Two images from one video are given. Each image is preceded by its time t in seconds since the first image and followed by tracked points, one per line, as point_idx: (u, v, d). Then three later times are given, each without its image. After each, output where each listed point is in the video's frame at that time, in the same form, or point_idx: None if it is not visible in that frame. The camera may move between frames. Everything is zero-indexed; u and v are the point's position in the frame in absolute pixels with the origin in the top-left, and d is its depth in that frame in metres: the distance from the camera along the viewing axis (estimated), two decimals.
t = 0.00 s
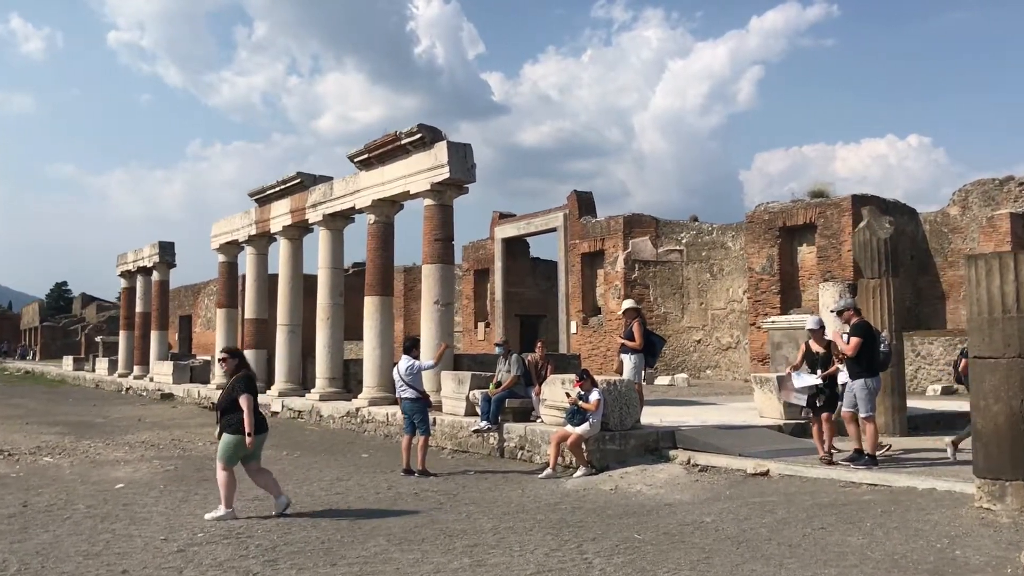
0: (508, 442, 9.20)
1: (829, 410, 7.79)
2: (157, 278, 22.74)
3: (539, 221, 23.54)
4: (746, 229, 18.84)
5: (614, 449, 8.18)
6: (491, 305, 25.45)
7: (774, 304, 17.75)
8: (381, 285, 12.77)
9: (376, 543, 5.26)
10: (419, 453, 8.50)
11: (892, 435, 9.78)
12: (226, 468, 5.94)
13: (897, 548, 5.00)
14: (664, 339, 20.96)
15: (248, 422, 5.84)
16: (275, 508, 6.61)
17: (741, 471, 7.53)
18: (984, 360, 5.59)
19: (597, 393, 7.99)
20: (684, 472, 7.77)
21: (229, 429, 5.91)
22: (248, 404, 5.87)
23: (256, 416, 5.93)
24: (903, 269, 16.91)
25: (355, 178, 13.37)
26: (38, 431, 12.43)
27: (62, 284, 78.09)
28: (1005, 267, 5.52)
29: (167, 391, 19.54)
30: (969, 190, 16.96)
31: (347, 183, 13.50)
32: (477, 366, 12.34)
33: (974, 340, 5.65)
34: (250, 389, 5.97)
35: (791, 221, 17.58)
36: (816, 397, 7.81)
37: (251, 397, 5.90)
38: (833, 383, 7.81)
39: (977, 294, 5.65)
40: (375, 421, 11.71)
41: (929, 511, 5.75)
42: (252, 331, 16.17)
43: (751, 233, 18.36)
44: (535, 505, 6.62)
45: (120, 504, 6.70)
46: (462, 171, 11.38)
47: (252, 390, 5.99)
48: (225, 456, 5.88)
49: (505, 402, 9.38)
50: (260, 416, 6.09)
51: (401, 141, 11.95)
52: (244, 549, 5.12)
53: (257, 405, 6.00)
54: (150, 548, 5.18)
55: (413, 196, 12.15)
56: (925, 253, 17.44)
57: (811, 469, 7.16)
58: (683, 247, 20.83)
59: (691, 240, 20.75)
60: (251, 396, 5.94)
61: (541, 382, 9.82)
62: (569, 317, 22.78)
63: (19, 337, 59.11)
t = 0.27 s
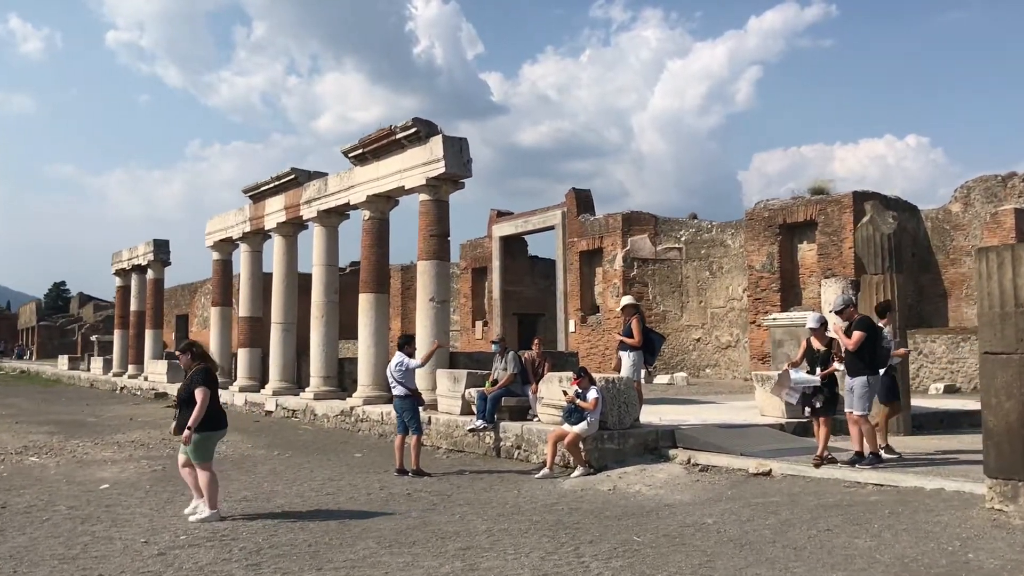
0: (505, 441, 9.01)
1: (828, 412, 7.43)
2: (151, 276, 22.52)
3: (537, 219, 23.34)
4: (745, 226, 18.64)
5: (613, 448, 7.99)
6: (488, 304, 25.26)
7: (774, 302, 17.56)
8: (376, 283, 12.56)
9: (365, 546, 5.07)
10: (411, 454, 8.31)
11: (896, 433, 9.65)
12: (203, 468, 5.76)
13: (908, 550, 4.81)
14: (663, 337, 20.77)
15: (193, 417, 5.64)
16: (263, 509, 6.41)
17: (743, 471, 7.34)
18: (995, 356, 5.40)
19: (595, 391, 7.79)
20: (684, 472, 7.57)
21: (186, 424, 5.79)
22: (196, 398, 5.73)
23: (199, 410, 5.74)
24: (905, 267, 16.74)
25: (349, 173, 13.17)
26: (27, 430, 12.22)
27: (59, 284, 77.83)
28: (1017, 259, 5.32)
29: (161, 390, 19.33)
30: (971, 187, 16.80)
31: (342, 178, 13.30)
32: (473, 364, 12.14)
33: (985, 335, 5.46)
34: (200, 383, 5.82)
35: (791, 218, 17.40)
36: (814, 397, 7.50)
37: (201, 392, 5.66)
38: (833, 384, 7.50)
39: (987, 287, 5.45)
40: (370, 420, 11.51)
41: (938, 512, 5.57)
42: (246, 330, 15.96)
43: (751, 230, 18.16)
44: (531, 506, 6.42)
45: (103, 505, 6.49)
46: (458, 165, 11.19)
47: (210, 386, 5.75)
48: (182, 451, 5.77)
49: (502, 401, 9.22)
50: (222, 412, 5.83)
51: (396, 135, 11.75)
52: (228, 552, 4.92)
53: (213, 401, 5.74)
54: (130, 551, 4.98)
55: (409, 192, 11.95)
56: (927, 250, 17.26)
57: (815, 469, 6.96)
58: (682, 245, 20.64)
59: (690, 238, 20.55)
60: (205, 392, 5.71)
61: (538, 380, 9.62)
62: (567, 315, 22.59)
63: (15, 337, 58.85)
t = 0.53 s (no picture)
0: (500, 446, 8.79)
1: (829, 418, 7.16)
2: (145, 276, 22.28)
3: (534, 219, 23.12)
4: (745, 226, 18.43)
5: (611, 454, 7.78)
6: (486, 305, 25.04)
7: (774, 303, 17.35)
8: (370, 284, 12.34)
9: (352, 560, 4.85)
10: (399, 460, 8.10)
11: (905, 438, 9.41)
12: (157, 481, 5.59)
13: (920, 565, 4.59)
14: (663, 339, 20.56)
15: (127, 427, 5.47)
16: (248, 519, 6.18)
17: (745, 479, 7.12)
18: (1008, 362, 5.19)
19: (592, 396, 7.57)
20: (685, 480, 7.36)
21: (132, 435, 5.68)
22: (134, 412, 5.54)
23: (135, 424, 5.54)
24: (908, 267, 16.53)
25: (343, 173, 12.95)
26: (15, 434, 11.99)
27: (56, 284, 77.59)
28: None
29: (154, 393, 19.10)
30: (974, 186, 16.60)
31: (336, 178, 13.08)
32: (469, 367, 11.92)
33: (998, 340, 5.25)
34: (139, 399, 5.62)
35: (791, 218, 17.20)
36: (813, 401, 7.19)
37: (140, 403, 5.50)
38: (834, 389, 7.17)
39: (999, 290, 5.24)
40: (364, 423, 11.30)
41: (949, 523, 5.35)
42: (239, 331, 15.74)
43: (751, 230, 17.95)
44: (525, 516, 6.20)
45: (82, 515, 6.27)
46: (453, 164, 10.97)
47: (154, 397, 5.60)
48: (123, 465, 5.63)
49: (497, 406, 9.01)
50: (168, 423, 5.68)
51: (390, 133, 11.54)
52: (207, 567, 4.70)
53: (155, 412, 5.56)
54: (104, 566, 4.75)
55: (403, 191, 11.73)
56: (930, 250, 17.06)
57: (820, 477, 6.75)
58: (682, 245, 20.43)
59: (689, 238, 20.34)
60: (146, 403, 5.54)
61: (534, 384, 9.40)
62: (565, 316, 22.37)
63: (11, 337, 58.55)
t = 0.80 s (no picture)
0: (501, 445, 8.61)
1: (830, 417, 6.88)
2: (142, 275, 22.11)
3: (534, 217, 22.93)
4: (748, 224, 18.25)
5: (614, 453, 7.60)
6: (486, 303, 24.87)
7: (777, 301, 17.17)
8: (369, 281, 12.16)
9: (347, 562, 4.67)
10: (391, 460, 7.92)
11: (911, 438, 9.19)
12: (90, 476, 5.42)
13: (938, 567, 4.41)
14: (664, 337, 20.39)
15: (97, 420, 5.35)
16: (240, 519, 6.00)
17: (751, 478, 6.95)
18: None
19: (595, 393, 7.39)
20: (690, 479, 7.19)
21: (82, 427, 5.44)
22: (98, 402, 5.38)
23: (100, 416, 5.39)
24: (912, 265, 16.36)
25: (341, 168, 12.77)
26: (8, 432, 11.82)
27: (55, 284, 77.43)
28: None
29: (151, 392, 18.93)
30: (979, 183, 16.40)
31: (334, 173, 12.90)
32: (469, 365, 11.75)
33: (1016, 335, 5.07)
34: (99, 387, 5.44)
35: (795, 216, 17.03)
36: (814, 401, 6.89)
37: (101, 393, 5.34)
38: (836, 388, 6.88)
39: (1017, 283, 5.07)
40: (362, 422, 11.13)
41: (966, 524, 5.18)
42: (237, 329, 15.56)
43: (753, 228, 17.77)
44: (526, 517, 6.02)
45: (70, 515, 6.09)
46: (453, 159, 10.79)
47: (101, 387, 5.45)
48: (72, 460, 5.34)
49: (498, 404, 8.84)
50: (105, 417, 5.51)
51: (389, 128, 11.36)
52: (196, 570, 4.52)
53: (117, 403, 5.45)
54: (89, 568, 4.58)
55: (402, 187, 11.55)
56: (934, 248, 16.89)
57: (829, 477, 6.58)
58: (684, 243, 20.25)
59: (691, 236, 20.16)
60: (106, 392, 5.40)
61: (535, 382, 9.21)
62: (566, 315, 22.20)
63: (10, 336, 58.37)
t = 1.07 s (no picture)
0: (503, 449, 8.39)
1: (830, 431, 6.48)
2: (140, 274, 21.90)
3: (536, 217, 22.69)
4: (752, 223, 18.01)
5: (619, 458, 7.39)
6: (487, 304, 24.64)
7: (781, 301, 16.94)
8: (367, 280, 11.94)
9: None
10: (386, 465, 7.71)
11: (922, 441, 8.97)
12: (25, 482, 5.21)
13: None
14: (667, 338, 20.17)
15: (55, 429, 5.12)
16: (232, 527, 5.77)
17: (761, 484, 6.73)
18: None
19: (599, 396, 7.16)
20: (698, 484, 6.97)
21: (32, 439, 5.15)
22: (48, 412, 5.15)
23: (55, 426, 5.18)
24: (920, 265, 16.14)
25: (339, 166, 12.54)
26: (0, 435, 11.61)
27: (56, 284, 77.26)
28: None
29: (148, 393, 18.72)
30: (987, 181, 16.15)
31: (332, 171, 12.68)
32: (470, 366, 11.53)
33: None
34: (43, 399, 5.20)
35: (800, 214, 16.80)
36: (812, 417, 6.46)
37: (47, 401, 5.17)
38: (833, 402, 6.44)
39: None
40: (361, 424, 10.91)
41: (989, 534, 4.95)
42: (234, 329, 15.35)
43: (758, 227, 17.53)
44: (529, 525, 5.80)
45: (55, 523, 5.86)
46: (453, 156, 10.58)
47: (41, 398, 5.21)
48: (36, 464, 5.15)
49: (499, 407, 8.61)
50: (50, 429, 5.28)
51: (388, 124, 11.14)
52: None
53: (65, 406, 5.30)
54: None
55: (401, 184, 11.33)
56: (941, 247, 16.66)
57: (842, 483, 6.36)
58: (687, 242, 20.03)
59: (694, 235, 19.93)
60: (56, 398, 5.21)
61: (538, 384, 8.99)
62: (568, 315, 21.98)
63: (10, 336, 58.22)
